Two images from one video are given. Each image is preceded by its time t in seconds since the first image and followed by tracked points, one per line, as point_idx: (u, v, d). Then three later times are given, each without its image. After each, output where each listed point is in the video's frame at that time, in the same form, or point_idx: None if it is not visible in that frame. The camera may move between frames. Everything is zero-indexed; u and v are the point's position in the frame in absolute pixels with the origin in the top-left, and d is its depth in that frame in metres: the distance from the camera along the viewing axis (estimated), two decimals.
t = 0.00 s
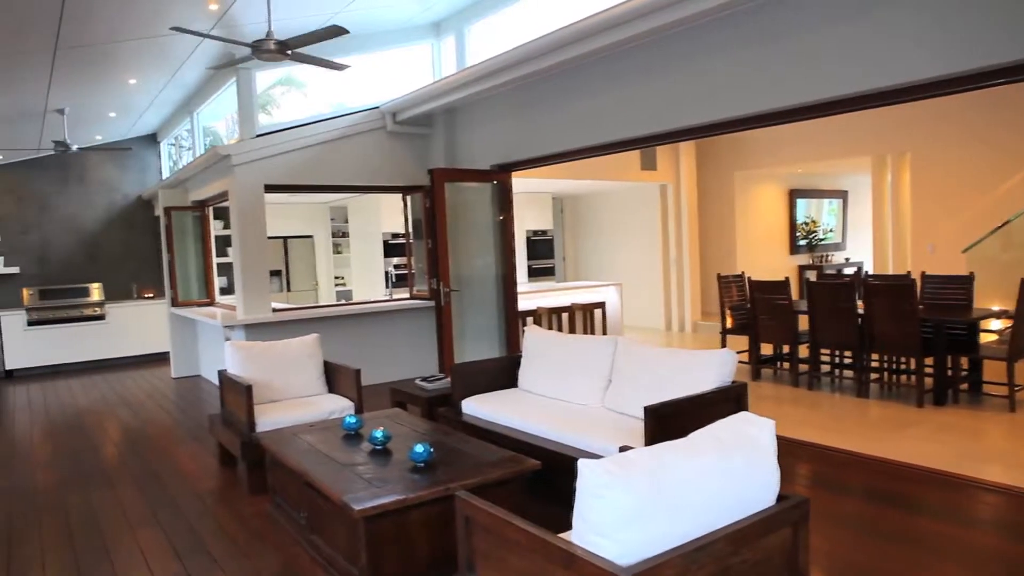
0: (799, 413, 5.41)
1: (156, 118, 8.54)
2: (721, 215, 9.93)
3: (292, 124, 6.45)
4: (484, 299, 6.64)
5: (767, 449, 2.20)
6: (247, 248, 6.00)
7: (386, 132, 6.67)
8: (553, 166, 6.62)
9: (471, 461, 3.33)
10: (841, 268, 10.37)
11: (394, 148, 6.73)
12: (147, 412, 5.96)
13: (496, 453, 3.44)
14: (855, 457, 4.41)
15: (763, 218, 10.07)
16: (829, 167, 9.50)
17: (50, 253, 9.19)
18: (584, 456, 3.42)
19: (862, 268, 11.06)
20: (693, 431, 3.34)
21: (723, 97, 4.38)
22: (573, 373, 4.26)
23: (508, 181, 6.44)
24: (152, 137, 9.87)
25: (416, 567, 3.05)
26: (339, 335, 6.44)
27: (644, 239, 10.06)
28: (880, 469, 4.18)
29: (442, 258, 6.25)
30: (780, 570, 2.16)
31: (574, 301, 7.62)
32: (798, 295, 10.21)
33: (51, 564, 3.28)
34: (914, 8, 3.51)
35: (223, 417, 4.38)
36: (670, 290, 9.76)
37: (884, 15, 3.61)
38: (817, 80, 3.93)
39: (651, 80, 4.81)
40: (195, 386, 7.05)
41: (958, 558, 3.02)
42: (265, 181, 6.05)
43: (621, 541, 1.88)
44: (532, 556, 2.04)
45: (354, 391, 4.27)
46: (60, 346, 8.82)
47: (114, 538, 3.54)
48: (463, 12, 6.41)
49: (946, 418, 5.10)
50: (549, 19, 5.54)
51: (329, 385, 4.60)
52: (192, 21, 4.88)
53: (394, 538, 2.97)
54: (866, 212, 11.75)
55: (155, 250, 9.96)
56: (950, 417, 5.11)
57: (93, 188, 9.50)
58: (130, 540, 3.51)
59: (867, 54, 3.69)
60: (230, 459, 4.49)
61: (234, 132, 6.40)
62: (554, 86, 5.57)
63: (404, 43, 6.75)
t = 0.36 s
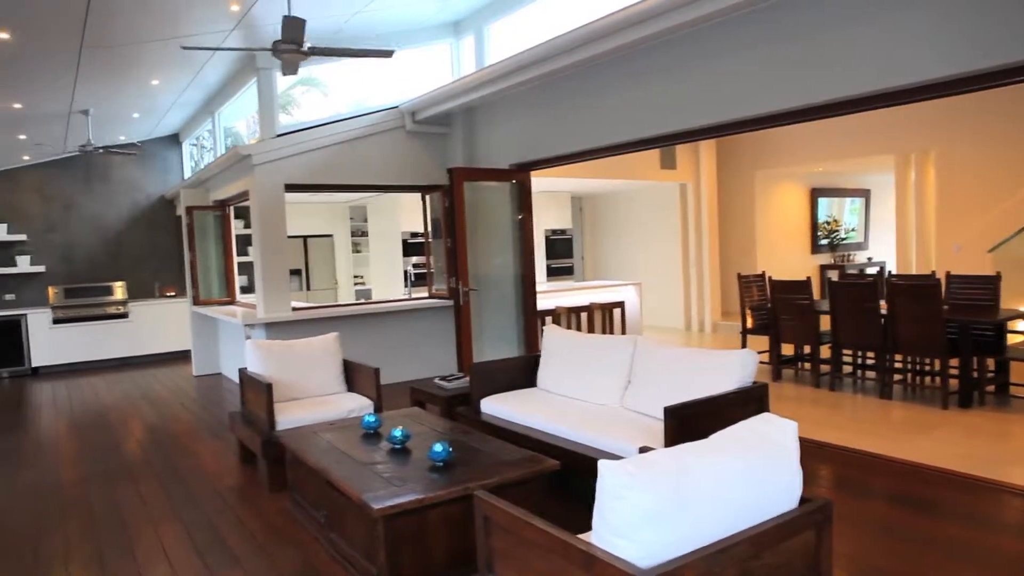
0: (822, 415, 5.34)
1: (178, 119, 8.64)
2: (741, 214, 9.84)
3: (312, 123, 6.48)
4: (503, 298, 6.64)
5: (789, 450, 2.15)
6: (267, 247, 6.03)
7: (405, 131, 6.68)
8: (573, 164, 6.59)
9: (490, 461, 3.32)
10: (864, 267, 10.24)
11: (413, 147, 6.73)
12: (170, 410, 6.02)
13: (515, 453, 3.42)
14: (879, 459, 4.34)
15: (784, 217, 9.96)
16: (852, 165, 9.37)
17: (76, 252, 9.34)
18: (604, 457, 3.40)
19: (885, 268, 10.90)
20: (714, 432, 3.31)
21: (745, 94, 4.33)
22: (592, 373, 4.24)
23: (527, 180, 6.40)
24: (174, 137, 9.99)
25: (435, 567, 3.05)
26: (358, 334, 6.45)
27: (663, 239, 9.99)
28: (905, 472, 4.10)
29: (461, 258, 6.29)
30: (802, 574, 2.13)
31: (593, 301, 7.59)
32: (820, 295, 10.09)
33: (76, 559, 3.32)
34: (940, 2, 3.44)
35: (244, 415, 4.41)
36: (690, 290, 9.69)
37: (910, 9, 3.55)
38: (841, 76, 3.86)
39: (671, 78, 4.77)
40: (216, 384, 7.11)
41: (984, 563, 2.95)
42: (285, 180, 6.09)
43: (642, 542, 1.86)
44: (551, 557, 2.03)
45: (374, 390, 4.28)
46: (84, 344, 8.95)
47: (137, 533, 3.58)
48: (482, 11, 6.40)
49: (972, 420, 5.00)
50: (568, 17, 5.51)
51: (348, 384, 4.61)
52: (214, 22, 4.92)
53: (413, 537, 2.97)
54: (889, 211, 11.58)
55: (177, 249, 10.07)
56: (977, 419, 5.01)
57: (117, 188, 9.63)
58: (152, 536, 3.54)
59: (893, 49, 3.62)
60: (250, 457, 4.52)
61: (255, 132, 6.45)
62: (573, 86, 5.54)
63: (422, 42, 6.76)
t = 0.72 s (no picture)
0: (844, 416, 5.27)
1: (199, 119, 8.72)
2: (761, 214, 9.76)
3: (332, 123, 6.51)
4: (522, 297, 6.63)
5: (813, 452, 2.12)
6: (287, 247, 6.07)
7: (424, 131, 6.69)
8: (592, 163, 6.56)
9: (508, 461, 3.30)
10: (886, 267, 10.10)
11: (432, 146, 6.74)
12: (191, 407, 6.08)
13: (533, 452, 3.41)
14: (904, 462, 4.26)
15: (805, 216, 9.85)
16: (875, 164, 9.24)
17: (100, 252, 9.47)
18: (623, 458, 3.37)
19: (909, 268, 10.73)
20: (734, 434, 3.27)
21: (765, 92, 4.28)
22: (611, 373, 4.21)
23: (546, 179, 6.38)
24: (196, 137, 10.11)
25: (453, 566, 3.04)
26: (377, 333, 6.47)
27: (683, 238, 9.93)
28: (930, 475, 4.02)
29: (480, 256, 6.31)
30: None
31: (612, 300, 7.55)
32: (841, 295, 9.97)
33: (99, 554, 3.36)
34: None
35: (264, 413, 4.44)
36: (710, 290, 9.62)
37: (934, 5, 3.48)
38: (863, 74, 3.81)
39: (689, 77, 4.73)
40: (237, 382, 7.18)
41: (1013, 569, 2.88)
42: (304, 180, 6.12)
43: (663, 545, 1.84)
44: (569, 558, 2.01)
45: (393, 389, 4.29)
46: (108, 341, 9.07)
47: (158, 529, 3.61)
48: (501, 10, 6.39)
49: (999, 423, 4.90)
50: (586, 16, 5.50)
51: (367, 382, 4.62)
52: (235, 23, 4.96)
53: (431, 537, 2.96)
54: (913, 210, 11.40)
55: (199, 249, 10.17)
56: (1005, 422, 4.90)
57: (139, 188, 9.76)
58: (173, 532, 3.58)
59: (915, 45, 3.57)
60: (270, 454, 4.55)
61: (275, 133, 6.49)
62: (592, 84, 5.51)
63: (442, 42, 6.78)
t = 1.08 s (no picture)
0: (869, 418, 5.18)
1: (221, 119, 8.78)
2: (783, 213, 9.65)
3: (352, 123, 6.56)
4: (542, 296, 6.62)
5: (838, 456, 2.08)
6: (308, 246, 6.11)
7: (443, 130, 6.69)
8: (613, 162, 6.52)
9: (528, 461, 3.29)
10: (911, 267, 9.95)
11: (451, 145, 6.74)
12: (213, 404, 6.15)
13: (553, 453, 3.39)
14: (930, 465, 4.18)
15: (828, 215, 9.73)
16: (899, 162, 9.09)
17: (124, 250, 9.60)
18: (644, 459, 3.34)
19: (934, 268, 10.55)
20: (757, 436, 3.23)
21: (787, 90, 4.23)
22: (631, 373, 4.19)
23: (566, 179, 6.33)
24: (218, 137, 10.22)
25: (473, 566, 3.03)
26: (397, 332, 6.48)
27: (703, 237, 9.86)
28: (958, 479, 3.94)
29: (499, 255, 6.25)
30: None
31: (632, 300, 7.50)
32: (865, 295, 9.84)
33: (122, 549, 3.40)
34: None
35: (284, 411, 4.45)
36: (731, 289, 9.54)
37: None
38: (888, 70, 3.73)
39: (710, 75, 4.69)
40: (259, 380, 7.24)
41: None
42: (325, 179, 6.15)
43: (685, 547, 1.81)
44: (591, 559, 1.99)
45: (412, 388, 4.29)
46: (132, 339, 9.20)
47: (180, 525, 3.65)
48: (521, 9, 6.37)
49: None
50: (607, 14, 5.46)
51: (387, 381, 4.63)
52: (257, 24, 5.00)
53: (450, 537, 2.96)
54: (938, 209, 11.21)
55: (220, 248, 10.27)
56: None
57: (163, 188, 9.87)
58: (195, 528, 3.61)
59: (943, 41, 3.49)
60: (291, 452, 4.58)
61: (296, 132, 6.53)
62: (613, 82, 5.47)
63: (460, 42, 6.79)
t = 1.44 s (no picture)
0: (895, 419, 5.10)
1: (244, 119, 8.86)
2: (805, 212, 9.54)
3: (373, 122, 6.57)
4: (562, 295, 6.60)
5: (862, 458, 2.04)
6: (329, 245, 6.14)
7: (463, 129, 6.69)
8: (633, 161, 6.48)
9: (548, 461, 3.27)
10: (936, 266, 9.78)
11: (471, 144, 6.74)
12: (235, 402, 6.20)
13: (573, 453, 3.37)
14: (958, 468, 4.10)
15: (852, 215, 9.60)
16: (924, 160, 8.93)
17: (148, 249, 9.72)
18: (665, 459, 3.32)
19: (961, 268, 10.36)
20: (780, 438, 3.19)
21: (809, 88, 4.17)
22: (652, 373, 4.16)
23: (587, 177, 6.28)
24: (241, 137, 10.33)
25: (492, 566, 3.02)
26: (416, 331, 6.49)
27: (724, 236, 9.79)
28: (987, 483, 3.86)
29: (520, 254, 6.22)
30: None
31: (653, 299, 7.45)
32: (889, 296, 9.70)
33: (147, 545, 3.44)
34: None
35: (305, 410, 4.48)
36: (752, 289, 9.45)
37: None
38: (912, 67, 3.67)
39: (731, 73, 4.65)
40: (280, 378, 7.30)
41: None
42: (345, 178, 6.18)
43: (710, 550, 1.78)
44: (611, 561, 1.97)
45: (433, 387, 4.29)
46: (156, 337, 9.31)
47: (203, 522, 3.68)
48: (542, 7, 6.37)
49: None
50: (626, 12, 5.43)
51: (407, 380, 4.64)
52: (278, 24, 5.04)
53: (470, 537, 2.95)
54: (965, 207, 11.01)
55: (242, 247, 10.37)
56: None
57: (186, 187, 9.98)
58: (217, 525, 3.64)
59: (969, 36, 3.43)
60: (312, 450, 4.60)
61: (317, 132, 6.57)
62: (633, 80, 5.44)
63: (480, 41, 6.80)
